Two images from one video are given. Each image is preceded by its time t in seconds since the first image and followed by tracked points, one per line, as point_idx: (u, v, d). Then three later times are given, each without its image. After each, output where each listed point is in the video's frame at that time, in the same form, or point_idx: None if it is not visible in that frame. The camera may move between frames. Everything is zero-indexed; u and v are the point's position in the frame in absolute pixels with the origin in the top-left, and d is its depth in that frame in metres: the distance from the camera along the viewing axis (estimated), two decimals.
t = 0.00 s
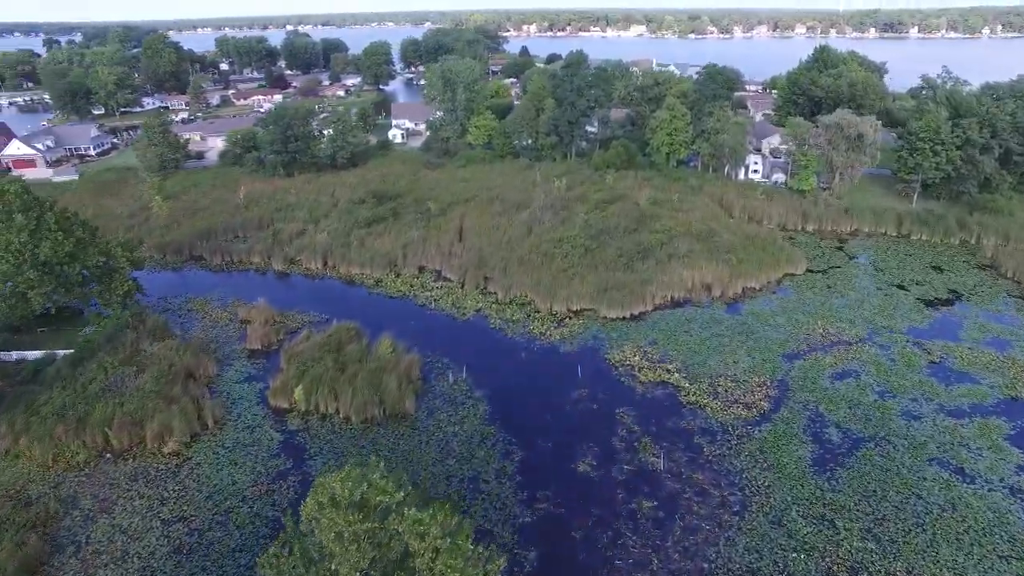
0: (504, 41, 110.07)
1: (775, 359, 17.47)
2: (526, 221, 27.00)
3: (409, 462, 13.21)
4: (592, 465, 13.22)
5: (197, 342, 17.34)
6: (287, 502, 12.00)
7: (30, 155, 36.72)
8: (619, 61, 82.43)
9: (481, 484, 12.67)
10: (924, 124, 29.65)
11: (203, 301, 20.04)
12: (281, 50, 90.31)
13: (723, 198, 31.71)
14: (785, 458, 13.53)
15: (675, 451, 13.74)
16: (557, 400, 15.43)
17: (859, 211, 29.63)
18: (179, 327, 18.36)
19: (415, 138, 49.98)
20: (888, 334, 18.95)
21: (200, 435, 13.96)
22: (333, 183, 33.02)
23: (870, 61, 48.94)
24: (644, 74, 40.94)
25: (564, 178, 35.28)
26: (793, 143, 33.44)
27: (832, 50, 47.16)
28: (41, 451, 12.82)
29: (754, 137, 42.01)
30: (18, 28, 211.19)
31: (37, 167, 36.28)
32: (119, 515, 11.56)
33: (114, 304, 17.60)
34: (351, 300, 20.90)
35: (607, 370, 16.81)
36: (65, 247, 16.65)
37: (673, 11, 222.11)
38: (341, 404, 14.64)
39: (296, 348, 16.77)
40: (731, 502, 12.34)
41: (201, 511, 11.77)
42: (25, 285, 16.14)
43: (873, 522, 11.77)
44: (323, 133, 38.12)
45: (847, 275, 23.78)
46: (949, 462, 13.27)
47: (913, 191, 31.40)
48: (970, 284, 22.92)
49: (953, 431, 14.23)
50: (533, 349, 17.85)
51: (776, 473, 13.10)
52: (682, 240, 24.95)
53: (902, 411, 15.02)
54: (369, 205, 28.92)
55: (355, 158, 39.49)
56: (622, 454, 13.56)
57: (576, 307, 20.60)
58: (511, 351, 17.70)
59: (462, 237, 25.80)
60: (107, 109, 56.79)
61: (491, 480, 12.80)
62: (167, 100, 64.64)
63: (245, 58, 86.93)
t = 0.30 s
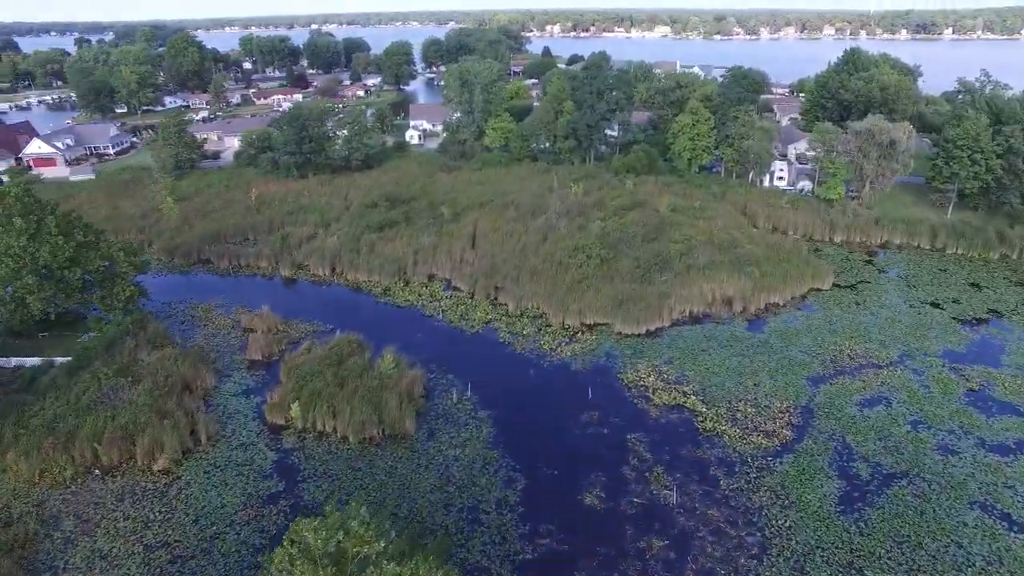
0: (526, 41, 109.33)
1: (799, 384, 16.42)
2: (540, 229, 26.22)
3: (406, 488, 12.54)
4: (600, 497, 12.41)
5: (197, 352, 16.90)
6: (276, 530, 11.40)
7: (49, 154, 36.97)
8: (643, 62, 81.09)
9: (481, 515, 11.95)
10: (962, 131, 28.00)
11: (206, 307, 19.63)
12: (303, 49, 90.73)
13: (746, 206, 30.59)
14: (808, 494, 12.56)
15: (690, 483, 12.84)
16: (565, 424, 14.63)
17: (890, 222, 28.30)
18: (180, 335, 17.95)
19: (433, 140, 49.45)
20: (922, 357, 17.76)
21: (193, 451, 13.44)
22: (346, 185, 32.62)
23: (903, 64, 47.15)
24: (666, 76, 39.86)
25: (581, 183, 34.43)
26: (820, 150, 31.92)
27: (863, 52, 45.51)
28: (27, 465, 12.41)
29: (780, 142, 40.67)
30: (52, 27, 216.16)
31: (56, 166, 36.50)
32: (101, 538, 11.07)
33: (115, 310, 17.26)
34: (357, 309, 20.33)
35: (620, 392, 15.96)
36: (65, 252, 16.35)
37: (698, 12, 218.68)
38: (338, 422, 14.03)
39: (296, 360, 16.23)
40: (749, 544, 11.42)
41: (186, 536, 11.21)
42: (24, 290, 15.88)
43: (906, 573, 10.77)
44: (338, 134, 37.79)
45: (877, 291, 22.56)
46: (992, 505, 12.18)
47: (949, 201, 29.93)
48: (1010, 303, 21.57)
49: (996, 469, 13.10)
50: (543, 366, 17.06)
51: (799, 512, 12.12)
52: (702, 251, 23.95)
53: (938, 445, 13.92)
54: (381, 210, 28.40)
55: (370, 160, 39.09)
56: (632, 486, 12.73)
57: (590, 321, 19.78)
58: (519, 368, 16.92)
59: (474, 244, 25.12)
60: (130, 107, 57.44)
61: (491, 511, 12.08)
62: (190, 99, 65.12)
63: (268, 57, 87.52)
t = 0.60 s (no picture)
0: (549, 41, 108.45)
1: (826, 411, 15.35)
2: (556, 237, 25.41)
3: (402, 517, 11.86)
4: (607, 534, 11.58)
5: (197, 361, 16.46)
6: (262, 560, 10.81)
7: (70, 152, 37.23)
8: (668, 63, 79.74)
9: (479, 550, 11.23)
10: (1007, 138, 26.58)
11: (210, 313, 19.22)
12: (326, 49, 91.17)
13: (772, 216, 29.42)
14: (835, 538, 11.57)
15: (705, 521, 11.94)
16: (573, 450, 13.81)
17: (925, 235, 26.91)
18: (181, 343, 17.54)
19: (451, 142, 49.00)
20: (960, 385, 16.54)
21: (184, 468, 12.93)
22: (361, 189, 32.21)
23: (940, 67, 45.29)
24: (690, 80, 38.74)
25: (600, 189, 33.56)
26: (851, 157, 30.75)
27: (898, 55, 43.81)
28: (13, 480, 12.03)
29: (808, 148, 39.27)
30: (87, 26, 221.28)
31: (76, 165, 36.73)
32: (80, 564, 10.59)
33: (116, 316, 16.91)
34: (363, 319, 19.76)
35: (633, 416, 15.09)
36: (65, 257, 16.02)
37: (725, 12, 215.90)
38: (335, 442, 13.40)
39: (297, 374, 15.67)
40: None
41: (168, 565, 10.67)
42: (23, 295, 15.59)
43: None
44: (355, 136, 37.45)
45: (911, 309, 21.30)
46: None
47: (988, 213, 28.42)
48: None
49: None
50: (552, 386, 16.25)
51: (825, 559, 11.16)
52: (724, 264, 22.94)
53: (981, 486, 12.78)
54: (394, 214, 27.87)
55: (387, 163, 38.69)
56: (643, 522, 11.88)
57: (604, 337, 18.94)
58: (528, 388, 16.14)
59: (487, 252, 24.40)
60: (153, 106, 58.10)
61: (491, 545, 11.34)
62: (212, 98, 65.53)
63: (292, 57, 88.11)
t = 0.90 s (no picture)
0: (573, 42, 107.38)
1: (855, 444, 14.27)
2: (572, 247, 24.59)
3: (395, 550, 11.20)
4: None
5: (196, 373, 16.03)
6: None
7: (92, 152, 37.50)
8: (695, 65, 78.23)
9: None
10: None
11: (215, 321, 18.83)
12: (350, 48, 91.45)
13: (799, 228, 28.23)
14: None
15: (720, 565, 11.05)
16: (580, 480, 13.00)
17: (964, 250, 25.49)
18: (183, 352, 17.14)
19: (470, 144, 48.46)
20: (1003, 419, 15.29)
21: (174, 488, 12.44)
22: (376, 193, 31.81)
23: (982, 71, 43.28)
24: (716, 84, 37.53)
25: (620, 196, 32.66)
26: (885, 166, 29.34)
27: (936, 59, 41.96)
28: None
29: (839, 155, 37.80)
30: (121, 26, 226.86)
31: (97, 165, 36.97)
32: None
33: (117, 323, 16.58)
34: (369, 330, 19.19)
35: (645, 444, 14.22)
36: (66, 262, 15.70)
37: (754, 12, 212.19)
38: (330, 465, 12.80)
39: (297, 389, 15.14)
40: None
41: None
42: (23, 301, 15.31)
43: None
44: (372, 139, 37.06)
45: (949, 332, 20.00)
46: None
47: None
48: None
49: None
50: (561, 409, 15.46)
51: None
52: (747, 278, 21.88)
53: None
54: (407, 220, 27.32)
55: (404, 166, 38.25)
56: (653, 565, 11.03)
57: (619, 355, 18.08)
58: (535, 410, 15.36)
59: (501, 261, 23.67)
60: (178, 104, 58.77)
61: None
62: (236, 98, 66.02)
63: (316, 56, 88.59)
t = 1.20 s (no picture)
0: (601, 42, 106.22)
1: (889, 483, 13.18)
2: (590, 258, 23.76)
3: None
4: None
5: (197, 384, 15.60)
6: None
7: (115, 150, 37.81)
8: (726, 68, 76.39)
9: None
10: None
11: (221, 329, 18.44)
12: (376, 48, 91.67)
13: (830, 241, 26.98)
14: None
15: None
16: (588, 515, 12.21)
17: (1009, 268, 24.01)
18: (186, 360, 16.74)
19: (492, 146, 47.87)
20: None
21: (164, 508, 11.95)
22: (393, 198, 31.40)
23: None
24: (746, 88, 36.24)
25: (642, 204, 31.72)
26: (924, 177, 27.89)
27: (981, 62, 39.99)
28: None
29: (875, 164, 36.20)
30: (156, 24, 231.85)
31: (120, 164, 37.26)
32: None
33: (121, 329, 16.24)
34: (377, 341, 18.61)
35: (660, 476, 13.35)
36: (70, 268, 15.34)
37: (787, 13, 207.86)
38: (325, 489, 12.20)
39: (297, 404, 14.59)
40: None
41: None
42: (26, 306, 15.03)
43: None
44: (392, 141, 36.65)
45: (994, 358, 18.66)
46: None
47: None
48: None
49: None
50: (572, 434, 14.65)
51: None
52: (774, 296, 20.78)
53: None
54: (423, 226, 26.76)
55: (423, 170, 37.77)
56: None
57: (635, 375, 17.19)
58: (544, 435, 14.59)
59: (516, 272, 22.95)
60: (203, 103, 59.44)
61: None
62: (261, 98, 66.47)
63: (342, 56, 89.01)
